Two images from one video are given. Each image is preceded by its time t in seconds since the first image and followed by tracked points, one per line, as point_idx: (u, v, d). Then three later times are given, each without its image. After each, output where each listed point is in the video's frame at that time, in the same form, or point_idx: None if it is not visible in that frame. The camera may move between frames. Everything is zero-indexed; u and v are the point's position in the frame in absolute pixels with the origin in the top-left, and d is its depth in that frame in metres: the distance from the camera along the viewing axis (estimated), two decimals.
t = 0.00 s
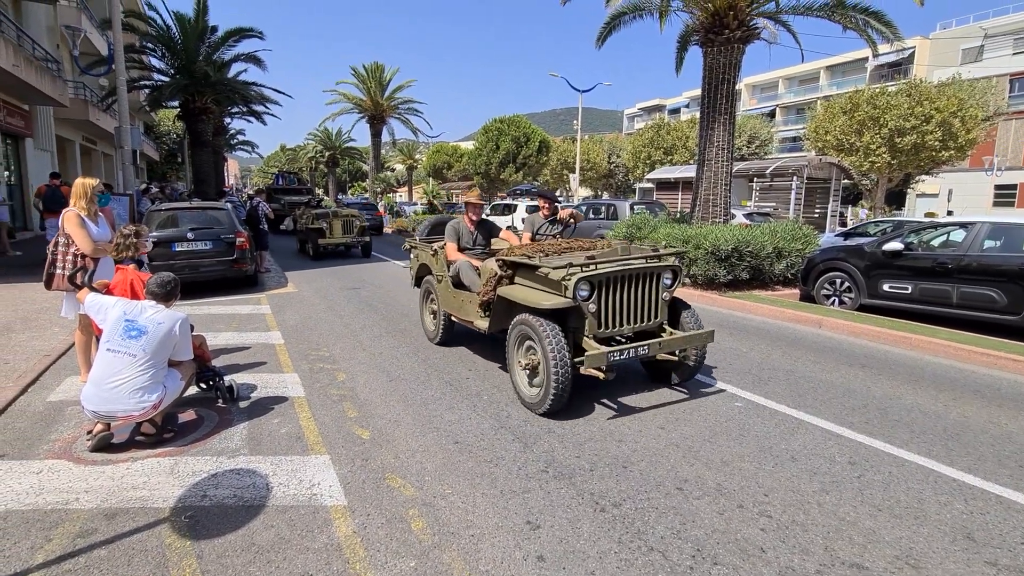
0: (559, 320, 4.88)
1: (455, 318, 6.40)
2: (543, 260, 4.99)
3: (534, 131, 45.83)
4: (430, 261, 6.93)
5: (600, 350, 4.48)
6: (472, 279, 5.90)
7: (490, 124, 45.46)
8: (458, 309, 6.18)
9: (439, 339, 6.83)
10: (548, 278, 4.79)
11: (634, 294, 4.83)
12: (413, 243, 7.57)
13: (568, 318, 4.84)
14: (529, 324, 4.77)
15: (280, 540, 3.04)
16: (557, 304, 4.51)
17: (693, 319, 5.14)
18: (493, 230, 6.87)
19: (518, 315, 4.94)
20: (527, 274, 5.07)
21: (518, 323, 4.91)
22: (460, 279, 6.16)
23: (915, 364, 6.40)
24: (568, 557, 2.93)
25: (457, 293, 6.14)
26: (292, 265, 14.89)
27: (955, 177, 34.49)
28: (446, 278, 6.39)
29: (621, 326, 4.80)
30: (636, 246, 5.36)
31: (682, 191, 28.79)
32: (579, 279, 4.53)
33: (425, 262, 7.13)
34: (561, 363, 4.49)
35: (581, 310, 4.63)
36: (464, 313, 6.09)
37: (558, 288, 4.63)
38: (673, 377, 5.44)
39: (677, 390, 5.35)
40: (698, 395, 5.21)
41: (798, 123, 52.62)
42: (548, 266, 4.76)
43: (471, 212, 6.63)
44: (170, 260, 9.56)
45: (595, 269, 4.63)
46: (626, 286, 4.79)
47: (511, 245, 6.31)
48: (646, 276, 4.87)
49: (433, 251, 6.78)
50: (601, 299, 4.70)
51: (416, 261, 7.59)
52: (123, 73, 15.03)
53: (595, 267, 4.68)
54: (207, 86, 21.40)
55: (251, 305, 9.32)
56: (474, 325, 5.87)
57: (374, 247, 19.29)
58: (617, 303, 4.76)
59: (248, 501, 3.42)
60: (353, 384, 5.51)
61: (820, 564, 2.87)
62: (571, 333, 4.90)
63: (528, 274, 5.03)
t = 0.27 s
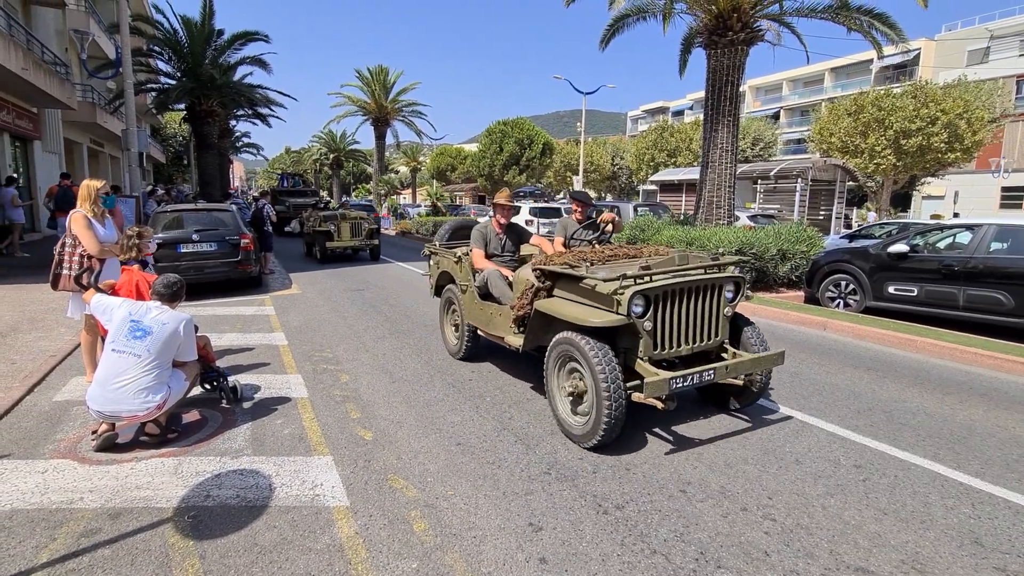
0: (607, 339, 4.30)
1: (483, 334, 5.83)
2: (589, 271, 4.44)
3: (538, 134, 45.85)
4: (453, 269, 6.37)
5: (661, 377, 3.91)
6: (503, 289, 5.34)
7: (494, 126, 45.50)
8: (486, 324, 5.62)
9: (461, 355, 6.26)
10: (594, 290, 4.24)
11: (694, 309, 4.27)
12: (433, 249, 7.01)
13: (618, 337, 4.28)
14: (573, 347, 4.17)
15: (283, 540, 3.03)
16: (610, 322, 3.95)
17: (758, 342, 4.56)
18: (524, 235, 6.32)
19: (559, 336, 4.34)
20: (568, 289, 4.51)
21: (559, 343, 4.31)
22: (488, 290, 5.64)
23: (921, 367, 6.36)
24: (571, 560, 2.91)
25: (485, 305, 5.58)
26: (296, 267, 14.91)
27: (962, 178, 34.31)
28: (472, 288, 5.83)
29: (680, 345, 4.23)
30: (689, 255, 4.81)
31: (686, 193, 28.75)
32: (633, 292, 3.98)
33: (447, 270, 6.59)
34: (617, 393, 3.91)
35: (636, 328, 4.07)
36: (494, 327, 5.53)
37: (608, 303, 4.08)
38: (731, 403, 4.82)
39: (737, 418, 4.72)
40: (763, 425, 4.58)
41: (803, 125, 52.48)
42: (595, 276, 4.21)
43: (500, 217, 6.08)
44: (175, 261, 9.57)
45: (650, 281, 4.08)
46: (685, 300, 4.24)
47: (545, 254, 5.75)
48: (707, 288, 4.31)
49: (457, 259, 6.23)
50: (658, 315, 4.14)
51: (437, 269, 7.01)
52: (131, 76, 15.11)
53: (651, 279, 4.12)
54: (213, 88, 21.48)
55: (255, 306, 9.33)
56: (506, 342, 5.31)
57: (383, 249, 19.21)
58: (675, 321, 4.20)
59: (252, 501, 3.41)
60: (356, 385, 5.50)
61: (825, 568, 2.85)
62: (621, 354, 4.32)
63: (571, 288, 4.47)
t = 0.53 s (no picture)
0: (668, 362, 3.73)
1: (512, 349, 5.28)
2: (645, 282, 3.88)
3: (540, 134, 45.86)
4: (477, 277, 5.83)
5: (738, 409, 3.34)
6: (538, 302, 4.80)
7: (496, 126, 45.51)
8: (517, 340, 5.07)
9: (486, 369, 5.72)
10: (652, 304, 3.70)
11: (770, 328, 3.73)
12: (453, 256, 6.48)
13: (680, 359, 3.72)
14: (630, 370, 3.60)
15: (284, 539, 3.02)
16: (674, 342, 3.37)
17: (839, 365, 3.97)
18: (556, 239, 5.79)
19: (612, 357, 3.77)
20: (620, 301, 3.94)
21: (614, 365, 3.73)
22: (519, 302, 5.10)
23: (924, 367, 6.34)
24: (572, 560, 2.89)
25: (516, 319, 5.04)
26: (298, 267, 14.92)
27: (966, 178, 34.21)
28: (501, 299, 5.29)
29: (753, 370, 3.68)
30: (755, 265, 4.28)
31: (688, 193, 28.72)
32: (703, 308, 3.42)
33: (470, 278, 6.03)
34: (683, 431, 3.32)
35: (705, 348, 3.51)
36: (525, 343, 4.97)
37: (671, 319, 3.54)
38: (802, 432, 4.20)
39: (812, 450, 4.11)
40: (843, 459, 3.97)
41: (805, 125, 52.40)
42: (653, 289, 3.67)
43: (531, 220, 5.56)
44: (179, 261, 9.58)
45: (720, 294, 3.53)
46: (759, 316, 3.68)
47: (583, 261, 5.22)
48: (784, 302, 3.77)
49: (482, 266, 5.69)
50: (730, 335, 3.58)
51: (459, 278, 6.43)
52: (136, 78, 15.17)
53: (720, 293, 3.58)
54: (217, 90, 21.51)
55: (258, 306, 9.34)
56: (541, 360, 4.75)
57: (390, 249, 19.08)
58: (748, 341, 3.64)
59: (253, 500, 3.40)
60: (358, 385, 5.50)
61: (827, 569, 2.83)
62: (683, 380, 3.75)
63: (624, 300, 3.90)
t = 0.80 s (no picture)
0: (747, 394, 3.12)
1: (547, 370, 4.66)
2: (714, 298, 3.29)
3: (540, 135, 45.89)
4: (505, 288, 5.24)
5: (847, 455, 2.73)
6: (579, 316, 4.18)
7: (496, 128, 45.54)
8: (553, 359, 4.45)
9: (514, 390, 5.15)
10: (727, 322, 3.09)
11: (868, 353, 3.15)
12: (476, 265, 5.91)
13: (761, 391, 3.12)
14: (701, 407, 3.03)
15: (284, 539, 3.02)
16: (761, 372, 2.76)
17: (944, 397, 3.38)
18: (594, 246, 5.19)
19: (677, 387, 3.19)
20: (683, 321, 3.35)
21: (679, 397, 3.16)
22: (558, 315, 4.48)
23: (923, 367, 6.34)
24: (571, 560, 2.90)
25: (552, 335, 4.42)
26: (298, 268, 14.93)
27: (966, 179, 34.19)
28: (534, 311, 4.69)
29: (851, 403, 3.08)
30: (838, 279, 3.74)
31: (688, 194, 28.74)
32: (799, 330, 2.82)
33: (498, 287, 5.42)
34: (779, 485, 2.74)
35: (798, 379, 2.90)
36: (564, 363, 4.34)
37: (755, 343, 2.93)
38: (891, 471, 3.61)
39: (908, 494, 3.55)
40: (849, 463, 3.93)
41: (806, 126, 52.45)
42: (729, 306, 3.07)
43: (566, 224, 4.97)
44: (180, 263, 9.59)
45: (814, 313, 2.94)
46: (858, 340, 3.08)
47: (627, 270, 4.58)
48: (884, 322, 3.20)
49: (510, 275, 5.11)
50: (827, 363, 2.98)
51: (483, 289, 5.81)
52: (137, 80, 15.20)
53: (813, 310, 2.99)
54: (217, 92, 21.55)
55: (258, 307, 9.35)
56: (583, 384, 4.12)
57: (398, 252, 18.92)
58: (846, 369, 3.04)
59: (253, 500, 3.41)
60: (358, 386, 5.50)
61: (825, 569, 2.84)
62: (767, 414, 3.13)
63: (690, 319, 3.30)
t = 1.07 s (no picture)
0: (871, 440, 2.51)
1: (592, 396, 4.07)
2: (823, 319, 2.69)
3: (541, 137, 45.90)
4: (540, 299, 4.58)
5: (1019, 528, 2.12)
6: (635, 336, 3.59)
7: (497, 129, 45.59)
8: (602, 385, 3.85)
9: (550, 416, 4.60)
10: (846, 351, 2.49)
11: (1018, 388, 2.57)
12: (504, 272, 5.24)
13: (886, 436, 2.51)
14: (804, 457, 2.49)
15: (286, 540, 3.02)
16: (901, 419, 2.16)
17: None
18: (644, 251, 4.46)
19: (769, 432, 2.65)
20: (779, 346, 2.76)
21: (773, 444, 2.62)
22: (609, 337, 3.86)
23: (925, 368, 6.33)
24: (572, 562, 2.89)
25: (602, 357, 3.81)
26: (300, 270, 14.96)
27: (968, 179, 34.15)
28: (578, 328, 4.07)
29: (1000, 450, 2.49)
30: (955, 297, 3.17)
31: (690, 195, 28.75)
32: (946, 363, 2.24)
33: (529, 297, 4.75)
34: (930, 560, 2.16)
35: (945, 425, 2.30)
36: (617, 390, 3.72)
37: (885, 379, 2.35)
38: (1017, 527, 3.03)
39: None
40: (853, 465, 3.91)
41: (807, 127, 52.48)
42: (850, 330, 2.47)
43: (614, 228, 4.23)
44: (181, 264, 9.60)
45: (957, 341, 2.37)
46: (1008, 373, 2.50)
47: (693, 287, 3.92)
48: None
49: (546, 286, 4.45)
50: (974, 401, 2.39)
51: (511, 297, 5.11)
52: (139, 82, 15.23)
53: (955, 338, 2.41)
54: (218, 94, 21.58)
55: (259, 309, 9.35)
56: (642, 416, 3.52)
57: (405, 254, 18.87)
58: (995, 409, 2.45)
59: (255, 502, 3.41)
60: (359, 387, 5.50)
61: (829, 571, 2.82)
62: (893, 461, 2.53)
63: (790, 345, 2.71)
